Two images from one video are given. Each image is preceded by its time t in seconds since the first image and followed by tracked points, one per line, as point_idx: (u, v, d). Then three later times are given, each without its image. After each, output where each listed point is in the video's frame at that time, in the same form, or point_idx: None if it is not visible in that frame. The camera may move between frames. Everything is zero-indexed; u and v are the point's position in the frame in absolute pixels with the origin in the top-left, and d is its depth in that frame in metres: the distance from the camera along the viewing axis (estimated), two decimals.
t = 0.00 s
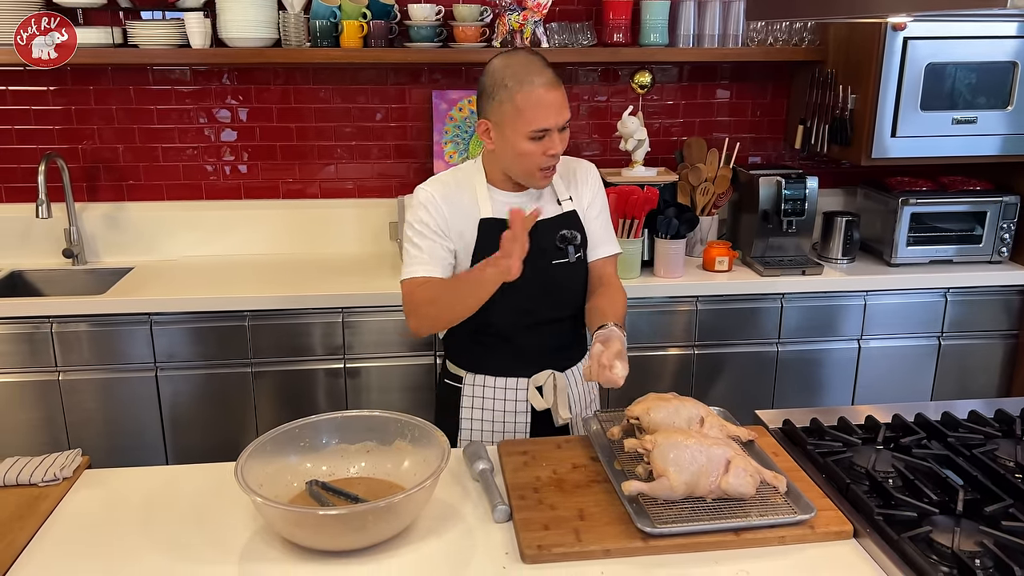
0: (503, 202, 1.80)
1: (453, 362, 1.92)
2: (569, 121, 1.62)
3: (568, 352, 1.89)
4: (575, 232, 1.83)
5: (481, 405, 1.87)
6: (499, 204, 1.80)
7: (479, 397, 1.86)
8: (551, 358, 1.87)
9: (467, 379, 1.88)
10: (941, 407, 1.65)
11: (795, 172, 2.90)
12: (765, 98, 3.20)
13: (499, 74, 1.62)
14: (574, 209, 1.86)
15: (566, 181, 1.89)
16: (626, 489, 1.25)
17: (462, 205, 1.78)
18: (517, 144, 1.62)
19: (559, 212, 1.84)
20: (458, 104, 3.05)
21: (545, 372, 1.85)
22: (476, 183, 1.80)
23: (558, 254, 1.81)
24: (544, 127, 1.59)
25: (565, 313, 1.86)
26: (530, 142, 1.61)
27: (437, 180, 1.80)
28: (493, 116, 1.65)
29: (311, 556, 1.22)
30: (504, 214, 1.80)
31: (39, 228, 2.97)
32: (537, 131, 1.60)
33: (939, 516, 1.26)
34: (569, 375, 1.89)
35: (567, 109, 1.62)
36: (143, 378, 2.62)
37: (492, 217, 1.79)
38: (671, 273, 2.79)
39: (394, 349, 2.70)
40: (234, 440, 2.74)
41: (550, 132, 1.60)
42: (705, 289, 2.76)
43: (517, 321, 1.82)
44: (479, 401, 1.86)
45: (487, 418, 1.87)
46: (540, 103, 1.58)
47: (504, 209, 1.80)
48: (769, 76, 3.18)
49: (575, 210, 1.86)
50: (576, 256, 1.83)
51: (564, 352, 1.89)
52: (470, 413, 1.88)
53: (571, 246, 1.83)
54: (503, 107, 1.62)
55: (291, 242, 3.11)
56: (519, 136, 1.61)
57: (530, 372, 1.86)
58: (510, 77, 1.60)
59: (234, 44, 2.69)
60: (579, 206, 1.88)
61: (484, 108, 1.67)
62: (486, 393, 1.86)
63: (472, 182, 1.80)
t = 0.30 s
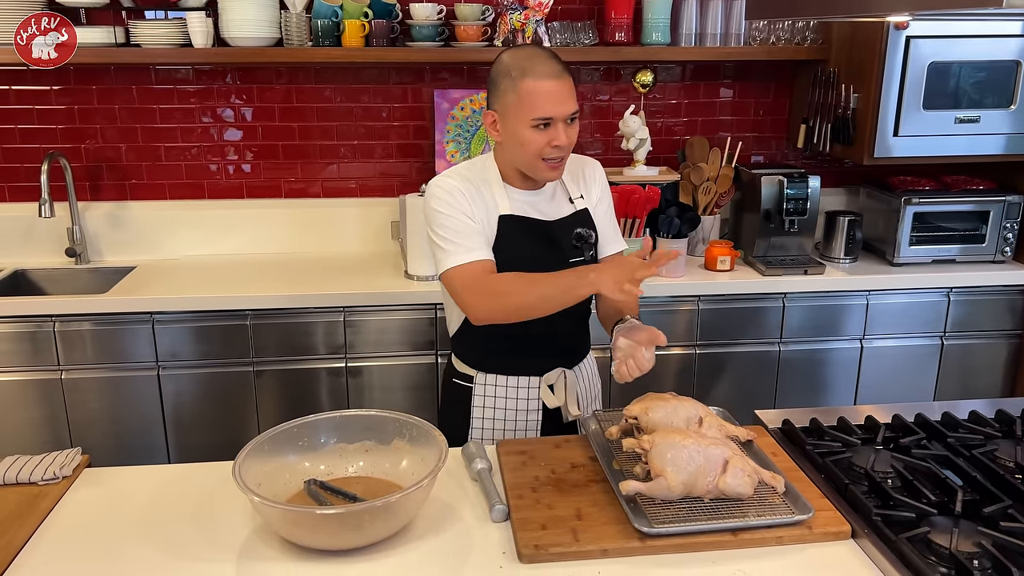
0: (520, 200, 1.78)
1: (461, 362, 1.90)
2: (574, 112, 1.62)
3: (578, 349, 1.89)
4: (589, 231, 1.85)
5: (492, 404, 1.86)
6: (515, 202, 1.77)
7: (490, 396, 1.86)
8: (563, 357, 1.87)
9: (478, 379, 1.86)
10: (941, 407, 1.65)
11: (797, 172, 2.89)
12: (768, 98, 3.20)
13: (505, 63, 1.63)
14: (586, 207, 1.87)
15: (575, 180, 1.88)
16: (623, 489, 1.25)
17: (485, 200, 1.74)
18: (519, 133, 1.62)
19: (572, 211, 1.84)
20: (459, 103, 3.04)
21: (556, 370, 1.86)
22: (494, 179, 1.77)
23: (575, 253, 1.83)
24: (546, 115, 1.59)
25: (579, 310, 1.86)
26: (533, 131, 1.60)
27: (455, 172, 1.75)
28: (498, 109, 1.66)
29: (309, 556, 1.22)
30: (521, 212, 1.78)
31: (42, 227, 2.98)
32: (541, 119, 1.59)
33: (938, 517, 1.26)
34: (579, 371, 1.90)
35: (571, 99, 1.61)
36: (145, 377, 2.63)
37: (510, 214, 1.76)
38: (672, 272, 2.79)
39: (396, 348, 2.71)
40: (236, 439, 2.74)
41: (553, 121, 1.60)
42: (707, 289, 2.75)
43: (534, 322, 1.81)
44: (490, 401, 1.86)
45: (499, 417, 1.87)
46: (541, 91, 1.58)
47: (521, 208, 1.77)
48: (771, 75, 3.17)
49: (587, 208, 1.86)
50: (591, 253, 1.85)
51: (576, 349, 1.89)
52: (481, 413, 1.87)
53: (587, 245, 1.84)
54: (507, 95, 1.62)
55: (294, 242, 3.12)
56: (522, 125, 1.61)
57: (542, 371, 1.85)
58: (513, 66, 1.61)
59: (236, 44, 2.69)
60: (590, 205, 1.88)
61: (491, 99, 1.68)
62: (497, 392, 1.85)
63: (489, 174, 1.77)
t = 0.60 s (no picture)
0: (533, 204, 1.78)
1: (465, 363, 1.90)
2: (555, 100, 1.60)
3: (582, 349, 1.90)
4: (598, 236, 1.86)
5: (497, 404, 1.86)
6: (527, 206, 1.77)
7: (495, 396, 1.86)
8: (567, 359, 1.88)
9: (483, 379, 1.86)
10: (940, 407, 1.65)
11: (798, 172, 2.89)
12: (769, 98, 3.20)
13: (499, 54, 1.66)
14: (594, 212, 1.87)
15: (584, 183, 1.88)
16: (620, 489, 1.25)
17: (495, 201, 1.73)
18: (501, 120, 1.64)
19: (581, 216, 1.85)
20: (461, 103, 3.05)
21: (561, 372, 1.86)
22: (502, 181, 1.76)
23: (583, 258, 1.84)
24: (523, 103, 1.59)
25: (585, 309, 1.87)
26: (512, 118, 1.62)
27: (466, 175, 1.74)
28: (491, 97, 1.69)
29: (307, 555, 1.22)
30: (533, 215, 1.78)
31: (45, 226, 2.99)
32: (517, 106, 1.60)
33: (934, 517, 1.26)
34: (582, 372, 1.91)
35: (556, 88, 1.59)
36: (147, 376, 2.64)
37: (522, 217, 1.76)
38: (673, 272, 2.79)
39: (397, 348, 2.71)
40: (238, 438, 2.75)
41: (530, 109, 1.59)
42: (708, 289, 2.75)
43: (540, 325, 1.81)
44: (494, 401, 1.86)
45: (501, 418, 1.87)
46: (520, 79, 1.59)
47: (532, 212, 1.78)
48: (772, 75, 3.17)
49: (596, 213, 1.87)
50: (598, 259, 1.87)
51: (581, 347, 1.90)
52: (485, 413, 1.87)
53: (595, 250, 1.86)
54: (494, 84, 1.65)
55: (296, 241, 3.13)
56: (503, 112, 1.63)
57: (547, 372, 1.86)
58: (502, 55, 1.63)
59: (238, 45, 2.70)
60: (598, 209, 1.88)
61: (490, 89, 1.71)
62: (501, 393, 1.86)
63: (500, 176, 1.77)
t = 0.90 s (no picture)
0: (531, 207, 1.78)
1: (465, 364, 1.91)
2: (564, 100, 1.60)
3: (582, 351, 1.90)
4: (598, 238, 1.85)
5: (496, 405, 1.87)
6: (525, 209, 1.78)
7: (495, 397, 1.87)
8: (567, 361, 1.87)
9: (482, 381, 1.87)
10: (941, 408, 1.65)
11: (800, 172, 2.89)
12: (772, 98, 3.19)
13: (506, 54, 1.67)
14: (597, 213, 1.86)
15: (586, 184, 1.87)
16: (618, 488, 1.26)
17: (490, 211, 1.74)
18: (509, 120, 1.63)
19: (582, 217, 1.84)
20: (463, 104, 3.05)
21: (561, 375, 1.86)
22: (502, 188, 1.76)
23: (582, 260, 1.84)
24: (532, 101, 1.60)
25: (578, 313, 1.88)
26: (521, 116, 1.62)
27: (462, 182, 1.74)
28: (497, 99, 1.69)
29: (306, 554, 1.23)
30: (530, 219, 1.78)
31: (49, 226, 3.01)
32: (527, 104, 1.60)
33: (932, 517, 1.26)
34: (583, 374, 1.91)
35: (563, 87, 1.60)
36: (151, 376, 2.65)
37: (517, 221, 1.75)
38: (675, 273, 2.79)
39: (399, 348, 2.72)
40: (241, 437, 2.76)
41: (539, 106, 1.60)
42: (710, 289, 2.75)
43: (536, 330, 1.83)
44: (494, 402, 1.87)
45: (501, 419, 1.88)
46: (529, 77, 1.59)
47: (530, 215, 1.78)
48: (775, 76, 3.17)
49: (598, 214, 1.86)
50: (598, 261, 1.86)
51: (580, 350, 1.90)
52: (485, 414, 1.88)
53: (595, 252, 1.85)
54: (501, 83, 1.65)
55: (299, 241, 3.14)
56: (511, 111, 1.63)
57: (547, 375, 1.86)
58: (509, 56, 1.65)
59: (241, 45, 2.71)
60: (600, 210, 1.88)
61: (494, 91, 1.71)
62: (502, 394, 1.87)
63: (498, 184, 1.76)
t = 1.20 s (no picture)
0: (512, 206, 1.80)
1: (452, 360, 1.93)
2: (574, 113, 1.61)
3: (570, 355, 1.89)
4: (581, 240, 1.84)
5: (477, 403, 1.88)
6: (506, 208, 1.79)
7: (476, 394, 1.88)
8: (549, 364, 1.86)
9: (466, 376, 1.89)
10: (941, 409, 1.65)
11: (802, 172, 2.88)
12: (774, 98, 3.19)
13: (515, 58, 1.64)
14: (582, 215, 1.87)
15: (576, 186, 1.88)
16: (616, 488, 1.26)
17: (472, 211, 1.77)
18: (517, 126, 1.62)
19: (566, 218, 1.85)
20: (465, 104, 3.06)
21: (544, 376, 1.86)
22: (487, 188, 1.79)
23: (563, 261, 1.83)
24: (545, 112, 1.59)
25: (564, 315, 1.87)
26: (532, 127, 1.61)
27: (446, 183, 1.78)
28: (499, 101, 1.67)
29: (304, 553, 1.23)
30: (511, 218, 1.80)
31: (52, 226, 3.02)
32: (539, 116, 1.60)
33: (930, 518, 1.26)
34: (567, 380, 1.88)
35: (573, 100, 1.62)
36: (154, 375, 2.66)
37: (497, 220, 1.78)
38: (676, 273, 2.79)
39: (401, 348, 2.72)
40: (243, 436, 2.77)
41: (552, 119, 1.60)
42: (712, 289, 2.75)
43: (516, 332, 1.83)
44: (476, 400, 1.88)
45: (483, 417, 1.88)
46: (542, 88, 1.59)
47: (511, 213, 1.80)
48: (777, 76, 3.17)
49: (583, 216, 1.86)
50: (581, 263, 1.85)
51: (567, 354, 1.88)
52: (467, 411, 1.89)
53: (577, 254, 1.84)
54: (510, 89, 1.63)
55: (301, 241, 3.14)
56: (520, 118, 1.61)
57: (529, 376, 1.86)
58: (519, 60, 1.63)
59: (244, 46, 2.72)
60: (588, 212, 1.89)
61: (494, 91, 1.69)
62: (484, 392, 1.87)
63: (482, 185, 1.79)
